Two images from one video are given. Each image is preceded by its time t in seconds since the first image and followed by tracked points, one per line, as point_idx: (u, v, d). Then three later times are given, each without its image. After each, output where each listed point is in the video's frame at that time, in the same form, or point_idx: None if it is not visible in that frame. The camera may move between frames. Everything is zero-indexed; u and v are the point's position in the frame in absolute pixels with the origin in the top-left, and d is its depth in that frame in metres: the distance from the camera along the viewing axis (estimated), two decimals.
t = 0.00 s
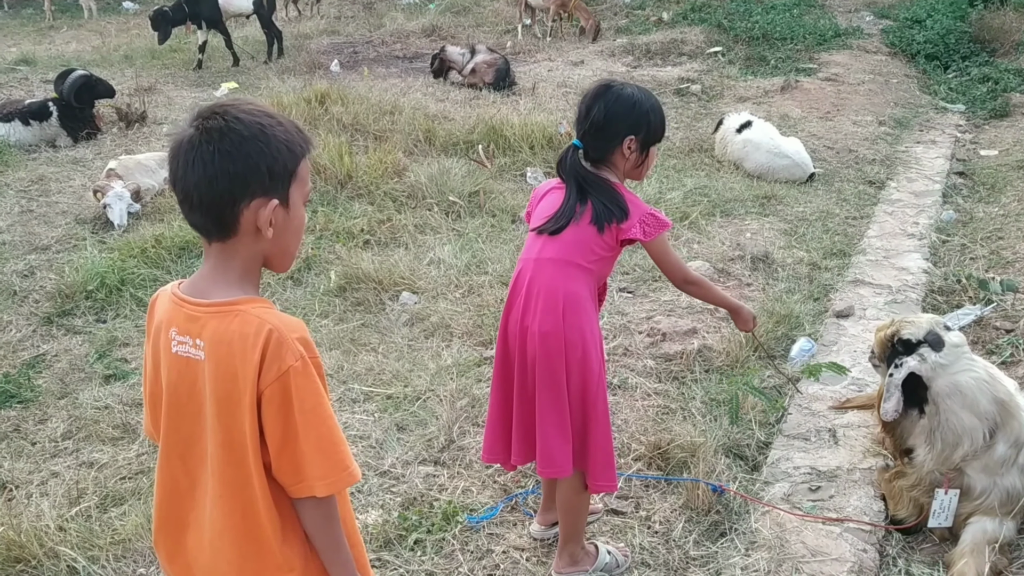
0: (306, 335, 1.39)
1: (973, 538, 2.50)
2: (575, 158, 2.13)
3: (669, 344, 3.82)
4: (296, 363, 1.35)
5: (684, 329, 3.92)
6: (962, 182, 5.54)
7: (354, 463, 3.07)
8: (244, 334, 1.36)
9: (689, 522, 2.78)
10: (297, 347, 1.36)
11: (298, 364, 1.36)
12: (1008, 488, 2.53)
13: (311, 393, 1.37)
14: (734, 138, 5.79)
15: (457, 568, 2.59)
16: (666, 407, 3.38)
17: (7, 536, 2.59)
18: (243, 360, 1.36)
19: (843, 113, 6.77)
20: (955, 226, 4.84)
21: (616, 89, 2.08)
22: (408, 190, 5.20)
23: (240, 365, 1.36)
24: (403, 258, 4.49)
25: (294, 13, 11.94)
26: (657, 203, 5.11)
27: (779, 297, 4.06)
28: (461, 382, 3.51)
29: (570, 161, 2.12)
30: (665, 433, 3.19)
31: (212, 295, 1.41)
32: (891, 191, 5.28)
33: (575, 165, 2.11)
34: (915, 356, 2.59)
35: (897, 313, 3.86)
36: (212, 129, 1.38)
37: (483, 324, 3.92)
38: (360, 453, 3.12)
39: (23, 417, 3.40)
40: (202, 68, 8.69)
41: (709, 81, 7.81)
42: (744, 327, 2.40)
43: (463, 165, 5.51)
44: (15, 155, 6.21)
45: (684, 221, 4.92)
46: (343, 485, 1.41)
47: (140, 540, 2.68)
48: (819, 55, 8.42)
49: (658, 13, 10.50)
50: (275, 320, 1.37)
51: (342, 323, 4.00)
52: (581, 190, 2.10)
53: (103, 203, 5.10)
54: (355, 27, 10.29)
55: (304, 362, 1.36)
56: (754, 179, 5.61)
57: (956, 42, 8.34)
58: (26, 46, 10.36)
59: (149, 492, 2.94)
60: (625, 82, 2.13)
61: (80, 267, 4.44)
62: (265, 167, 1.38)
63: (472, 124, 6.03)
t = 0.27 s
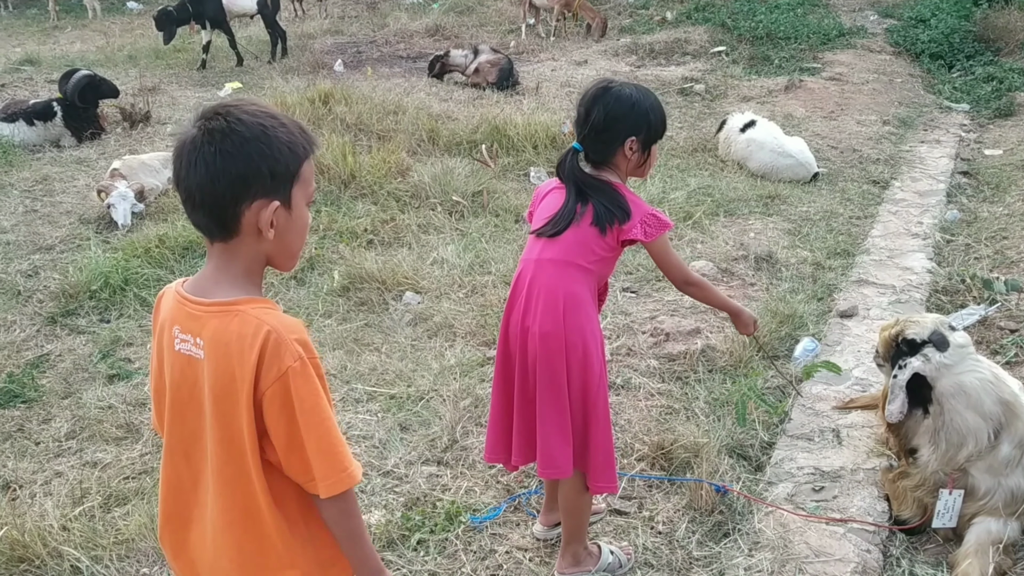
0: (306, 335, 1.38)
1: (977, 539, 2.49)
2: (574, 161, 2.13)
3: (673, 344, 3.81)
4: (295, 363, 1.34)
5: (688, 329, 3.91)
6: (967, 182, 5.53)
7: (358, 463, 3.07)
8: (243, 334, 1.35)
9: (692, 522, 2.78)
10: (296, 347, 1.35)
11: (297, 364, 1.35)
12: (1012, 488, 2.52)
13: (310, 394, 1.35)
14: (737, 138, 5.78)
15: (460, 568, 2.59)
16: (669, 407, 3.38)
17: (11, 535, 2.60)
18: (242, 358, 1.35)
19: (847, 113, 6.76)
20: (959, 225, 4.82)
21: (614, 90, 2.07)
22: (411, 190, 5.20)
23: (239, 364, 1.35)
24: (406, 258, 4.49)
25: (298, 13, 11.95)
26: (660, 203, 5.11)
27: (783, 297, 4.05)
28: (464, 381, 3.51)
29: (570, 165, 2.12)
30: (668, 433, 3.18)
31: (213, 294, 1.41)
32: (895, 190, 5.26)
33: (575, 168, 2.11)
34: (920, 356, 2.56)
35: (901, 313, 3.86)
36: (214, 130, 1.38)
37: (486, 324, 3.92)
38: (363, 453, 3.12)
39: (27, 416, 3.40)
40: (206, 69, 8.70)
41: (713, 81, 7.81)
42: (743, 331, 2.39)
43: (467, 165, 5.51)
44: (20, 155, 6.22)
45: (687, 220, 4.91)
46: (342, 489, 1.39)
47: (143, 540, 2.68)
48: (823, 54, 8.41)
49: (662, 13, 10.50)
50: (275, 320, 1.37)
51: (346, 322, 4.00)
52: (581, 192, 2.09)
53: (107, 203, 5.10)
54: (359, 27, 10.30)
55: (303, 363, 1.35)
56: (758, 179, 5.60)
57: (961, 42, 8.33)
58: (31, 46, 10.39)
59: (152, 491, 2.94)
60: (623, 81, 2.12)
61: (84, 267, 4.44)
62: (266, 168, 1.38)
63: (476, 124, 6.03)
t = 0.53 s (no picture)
0: (307, 331, 1.37)
1: (978, 538, 2.49)
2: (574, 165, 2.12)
3: (674, 343, 3.81)
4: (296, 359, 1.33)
5: (689, 328, 3.91)
6: (968, 181, 5.52)
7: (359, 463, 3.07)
8: (241, 332, 1.35)
9: (693, 522, 2.78)
10: (298, 343, 1.34)
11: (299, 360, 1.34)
12: (1013, 488, 2.51)
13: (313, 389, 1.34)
14: (738, 138, 5.78)
15: (460, 568, 2.59)
16: (670, 407, 3.38)
17: (12, 535, 2.60)
18: (240, 355, 1.35)
19: (848, 112, 6.76)
20: (960, 225, 4.82)
21: (611, 89, 2.08)
22: (412, 189, 5.20)
23: (239, 362, 1.35)
24: (407, 258, 4.49)
25: (299, 13, 11.95)
26: (661, 203, 5.11)
27: (784, 297, 4.05)
28: (465, 381, 3.51)
29: (569, 168, 2.11)
30: (669, 433, 3.18)
31: (210, 293, 1.42)
32: (896, 190, 5.27)
33: (574, 171, 2.10)
34: (920, 355, 2.57)
35: (902, 312, 3.85)
36: (212, 128, 1.38)
37: (487, 324, 3.92)
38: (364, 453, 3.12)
39: (29, 416, 3.41)
40: (207, 69, 8.71)
41: (714, 80, 7.80)
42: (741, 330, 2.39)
43: (468, 164, 5.51)
44: (21, 155, 6.23)
45: (688, 220, 4.91)
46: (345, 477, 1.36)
47: (144, 539, 2.68)
48: (824, 54, 8.41)
49: (663, 12, 10.49)
50: (273, 319, 1.36)
51: (347, 322, 4.00)
52: (579, 194, 2.09)
53: (109, 203, 5.10)
54: (360, 27, 10.31)
55: (307, 358, 1.34)
56: (759, 179, 5.60)
57: (962, 41, 8.32)
58: (32, 46, 10.40)
59: (153, 491, 2.94)
60: (619, 80, 2.12)
61: (86, 267, 4.45)
62: (261, 167, 1.37)
63: (477, 123, 6.03)
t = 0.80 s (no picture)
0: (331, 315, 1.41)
1: (981, 538, 2.49)
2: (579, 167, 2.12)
3: (677, 343, 3.81)
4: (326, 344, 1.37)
5: (692, 328, 3.91)
6: (971, 181, 5.52)
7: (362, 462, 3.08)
8: (269, 323, 1.37)
9: (696, 522, 2.78)
10: (328, 321, 1.38)
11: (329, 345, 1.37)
12: (1017, 488, 2.50)
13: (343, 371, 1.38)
14: (741, 137, 5.78)
15: (463, 568, 2.59)
16: (673, 406, 3.38)
17: (16, 534, 2.61)
18: (270, 343, 1.37)
19: (851, 112, 6.76)
20: (963, 225, 4.82)
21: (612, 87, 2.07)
22: (415, 189, 5.21)
23: (267, 352, 1.37)
24: (410, 258, 4.50)
25: (301, 13, 11.95)
26: (664, 203, 5.10)
27: (786, 296, 4.05)
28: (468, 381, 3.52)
29: (574, 171, 2.11)
30: (672, 433, 3.18)
31: (214, 292, 1.42)
32: (899, 190, 5.26)
33: (579, 174, 2.10)
34: (923, 354, 2.58)
35: (905, 312, 3.85)
36: (211, 128, 1.39)
37: (489, 324, 3.93)
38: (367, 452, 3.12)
39: (32, 415, 3.42)
40: (210, 68, 8.71)
41: (717, 80, 7.80)
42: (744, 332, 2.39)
43: (470, 164, 5.51)
44: (24, 155, 6.24)
45: (691, 220, 4.91)
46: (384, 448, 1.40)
47: (148, 539, 2.68)
48: (827, 54, 8.40)
49: (666, 12, 10.49)
50: (294, 309, 1.38)
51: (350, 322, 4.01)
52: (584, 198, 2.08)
53: (112, 202, 5.11)
54: (363, 27, 10.31)
55: (340, 334, 1.38)
56: (762, 178, 5.60)
57: (965, 41, 8.31)
58: (35, 46, 10.42)
59: (156, 490, 2.95)
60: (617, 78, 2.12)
61: (89, 267, 4.45)
62: (262, 166, 1.38)
63: (479, 123, 6.03)
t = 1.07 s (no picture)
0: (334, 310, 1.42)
1: (986, 539, 2.48)
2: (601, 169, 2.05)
3: (681, 343, 3.81)
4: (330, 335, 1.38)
5: (696, 328, 3.91)
6: (977, 181, 5.51)
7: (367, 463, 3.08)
8: (274, 318, 1.37)
9: (700, 522, 2.78)
10: (331, 317, 1.39)
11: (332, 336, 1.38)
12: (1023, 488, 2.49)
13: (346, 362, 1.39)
14: (746, 137, 5.77)
15: (468, 567, 2.59)
16: (677, 407, 3.38)
17: (22, 534, 2.62)
18: (276, 339, 1.37)
19: (856, 112, 6.75)
20: (969, 225, 4.80)
21: (631, 89, 2.06)
22: (420, 189, 5.21)
23: (274, 345, 1.38)
24: (415, 258, 4.50)
25: (306, 13, 11.97)
26: (669, 203, 5.10)
27: (791, 297, 4.05)
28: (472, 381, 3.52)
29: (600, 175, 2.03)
30: (676, 433, 3.18)
31: (216, 292, 1.43)
32: (905, 189, 5.25)
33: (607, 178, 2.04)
34: (930, 355, 2.58)
35: (911, 312, 3.85)
36: (207, 130, 1.38)
37: (494, 323, 3.93)
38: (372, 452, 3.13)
39: (38, 415, 3.43)
40: (215, 69, 8.73)
41: (722, 80, 7.79)
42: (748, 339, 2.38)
43: (475, 164, 5.52)
44: (30, 155, 6.26)
45: (696, 220, 4.91)
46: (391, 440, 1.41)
47: (153, 538, 2.69)
48: (832, 53, 8.38)
49: (671, 12, 10.48)
50: (297, 304, 1.39)
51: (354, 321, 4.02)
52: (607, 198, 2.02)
53: (117, 203, 5.12)
54: (368, 27, 10.33)
55: (344, 328, 1.39)
56: (767, 179, 5.59)
57: (971, 40, 8.29)
58: (42, 47, 10.46)
59: (162, 489, 2.95)
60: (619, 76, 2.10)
61: (95, 267, 4.47)
62: (261, 163, 1.38)
63: (484, 123, 6.04)
